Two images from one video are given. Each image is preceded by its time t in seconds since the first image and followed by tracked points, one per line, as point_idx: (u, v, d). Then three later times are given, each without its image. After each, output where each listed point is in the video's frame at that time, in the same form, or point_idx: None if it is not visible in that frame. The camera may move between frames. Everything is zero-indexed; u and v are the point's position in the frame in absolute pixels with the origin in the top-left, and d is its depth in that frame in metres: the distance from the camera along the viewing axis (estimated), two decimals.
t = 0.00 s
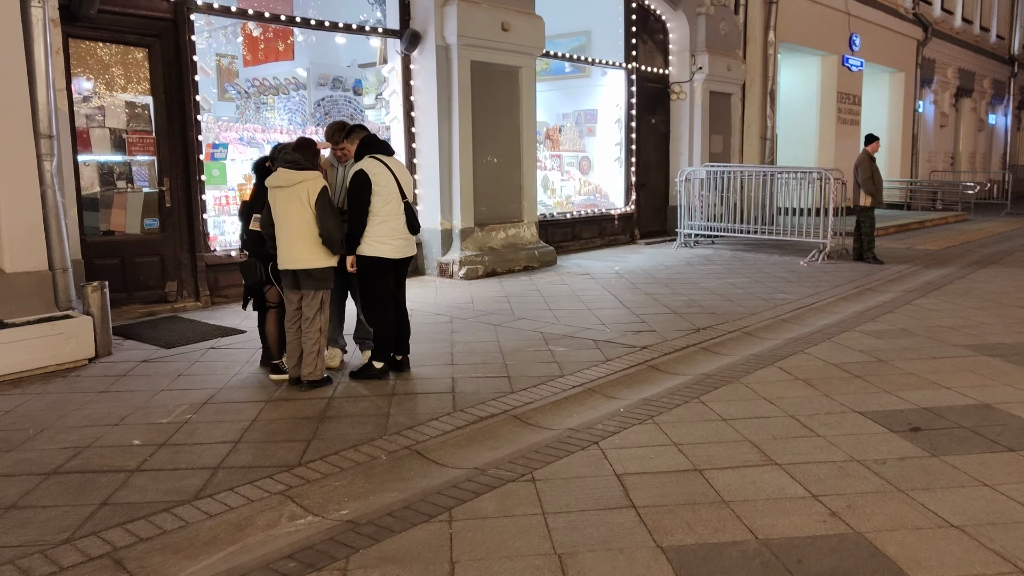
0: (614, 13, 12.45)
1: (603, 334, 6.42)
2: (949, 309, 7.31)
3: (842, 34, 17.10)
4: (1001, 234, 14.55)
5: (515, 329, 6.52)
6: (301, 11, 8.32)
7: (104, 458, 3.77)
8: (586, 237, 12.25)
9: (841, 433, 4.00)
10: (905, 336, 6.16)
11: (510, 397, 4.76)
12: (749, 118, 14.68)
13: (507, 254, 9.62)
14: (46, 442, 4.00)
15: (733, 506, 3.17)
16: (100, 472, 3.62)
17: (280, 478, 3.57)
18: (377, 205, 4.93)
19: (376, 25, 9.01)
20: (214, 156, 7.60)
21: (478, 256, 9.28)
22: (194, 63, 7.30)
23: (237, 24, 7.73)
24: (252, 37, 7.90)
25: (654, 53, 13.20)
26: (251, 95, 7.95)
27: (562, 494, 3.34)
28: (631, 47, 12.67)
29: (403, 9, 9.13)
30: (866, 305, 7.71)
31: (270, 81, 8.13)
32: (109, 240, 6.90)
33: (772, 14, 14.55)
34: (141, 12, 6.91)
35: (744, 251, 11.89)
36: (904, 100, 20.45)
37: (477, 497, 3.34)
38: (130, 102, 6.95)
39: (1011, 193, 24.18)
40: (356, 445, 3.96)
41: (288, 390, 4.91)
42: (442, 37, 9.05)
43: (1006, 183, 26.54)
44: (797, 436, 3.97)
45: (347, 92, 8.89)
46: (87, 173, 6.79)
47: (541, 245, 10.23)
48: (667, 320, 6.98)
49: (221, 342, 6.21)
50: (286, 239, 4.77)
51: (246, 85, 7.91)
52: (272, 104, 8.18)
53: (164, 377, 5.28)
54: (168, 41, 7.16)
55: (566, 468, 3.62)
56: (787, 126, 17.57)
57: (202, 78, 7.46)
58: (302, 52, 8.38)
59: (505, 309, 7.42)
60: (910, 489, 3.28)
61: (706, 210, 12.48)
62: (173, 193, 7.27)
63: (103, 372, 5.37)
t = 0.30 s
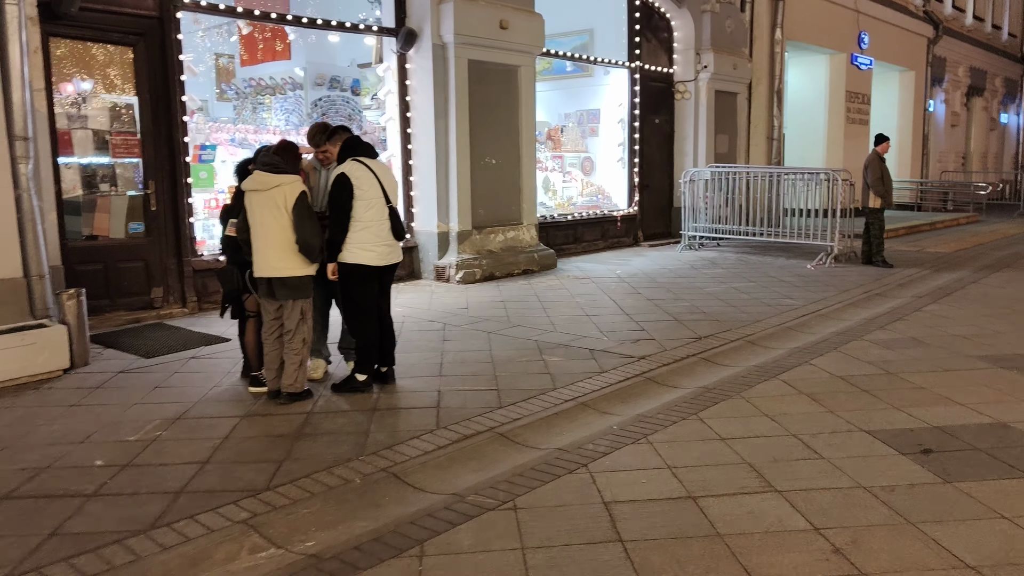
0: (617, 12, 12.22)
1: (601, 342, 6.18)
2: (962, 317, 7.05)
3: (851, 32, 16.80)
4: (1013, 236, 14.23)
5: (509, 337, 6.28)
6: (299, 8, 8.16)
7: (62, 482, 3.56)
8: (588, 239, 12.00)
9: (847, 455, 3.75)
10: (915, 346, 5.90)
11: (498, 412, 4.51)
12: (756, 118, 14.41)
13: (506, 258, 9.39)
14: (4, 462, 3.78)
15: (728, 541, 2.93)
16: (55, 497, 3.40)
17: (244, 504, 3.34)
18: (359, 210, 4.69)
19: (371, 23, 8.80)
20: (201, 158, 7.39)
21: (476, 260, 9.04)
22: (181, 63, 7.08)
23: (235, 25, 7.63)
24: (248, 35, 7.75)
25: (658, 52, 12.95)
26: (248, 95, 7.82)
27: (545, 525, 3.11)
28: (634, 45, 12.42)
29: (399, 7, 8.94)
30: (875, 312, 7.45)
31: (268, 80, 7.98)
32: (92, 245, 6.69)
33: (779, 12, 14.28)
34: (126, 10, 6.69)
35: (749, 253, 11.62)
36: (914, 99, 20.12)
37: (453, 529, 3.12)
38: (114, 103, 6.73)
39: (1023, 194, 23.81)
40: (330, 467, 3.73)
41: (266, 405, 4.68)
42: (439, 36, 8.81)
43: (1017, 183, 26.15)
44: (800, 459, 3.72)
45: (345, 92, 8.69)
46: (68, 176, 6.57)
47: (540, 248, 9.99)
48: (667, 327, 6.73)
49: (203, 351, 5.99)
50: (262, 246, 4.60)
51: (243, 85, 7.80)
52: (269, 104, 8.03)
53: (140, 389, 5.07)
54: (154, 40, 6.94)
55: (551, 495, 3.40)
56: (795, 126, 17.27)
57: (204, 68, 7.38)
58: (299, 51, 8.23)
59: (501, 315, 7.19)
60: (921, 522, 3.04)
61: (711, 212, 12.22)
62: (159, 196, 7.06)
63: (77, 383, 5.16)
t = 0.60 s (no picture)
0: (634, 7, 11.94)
1: (609, 347, 5.93)
2: (990, 322, 6.71)
3: (875, 27, 16.38)
4: None
5: (514, 341, 6.05)
6: (310, 5, 8.02)
7: (28, 496, 3.38)
8: (603, 240, 11.75)
9: (864, 474, 3.49)
10: (940, 353, 5.60)
11: (495, 423, 4.27)
12: (777, 115, 14.06)
13: (516, 259, 9.15)
14: None
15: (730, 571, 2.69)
16: (18, 514, 3.22)
17: (214, 523, 3.14)
18: (350, 210, 4.49)
19: (377, 17, 8.55)
20: (202, 157, 7.24)
21: (486, 261, 8.81)
22: (180, 59, 6.93)
23: (246, 17, 7.58)
24: (258, 30, 7.69)
25: (675, 47, 12.65)
26: (257, 93, 7.73)
27: (533, 550, 2.88)
28: (651, 41, 12.13)
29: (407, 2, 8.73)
30: (898, 316, 7.13)
31: (276, 79, 7.87)
32: (89, 245, 6.55)
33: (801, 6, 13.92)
34: (123, 5, 6.56)
35: (769, 254, 11.30)
36: (941, 96, 19.62)
37: (433, 554, 2.90)
38: (112, 101, 6.60)
39: None
40: (311, 482, 3.53)
41: (253, 414, 4.50)
42: (447, 31, 8.60)
43: None
44: (812, 477, 3.46)
45: (355, 90, 8.48)
46: (65, 175, 6.45)
47: (552, 249, 9.75)
48: (679, 331, 6.46)
49: (197, 355, 5.82)
50: (249, 247, 4.42)
51: (254, 84, 7.72)
52: (279, 102, 7.92)
53: (127, 395, 4.90)
54: (152, 36, 6.80)
55: (543, 516, 3.16)
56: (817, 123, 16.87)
57: (213, 66, 7.29)
58: (310, 49, 8.07)
59: (507, 318, 6.96)
60: (942, 552, 2.77)
61: (729, 212, 11.92)
62: (158, 196, 6.90)
63: (64, 389, 5.01)
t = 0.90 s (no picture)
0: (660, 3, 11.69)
1: (623, 355, 5.70)
2: None
3: (914, 22, 15.88)
4: None
5: (524, 349, 5.84)
6: (331, 4, 7.93)
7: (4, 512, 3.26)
8: (626, 241, 11.50)
9: (885, 503, 3.23)
10: (975, 367, 5.28)
11: (495, 438, 4.07)
12: (809, 114, 13.67)
13: (535, 261, 8.96)
14: None
15: None
16: None
17: (188, 545, 2.99)
18: (348, 214, 4.35)
19: (394, 15, 8.41)
20: (214, 158, 7.13)
21: (503, 264, 8.62)
22: (191, 58, 6.83)
23: (270, 16, 7.52)
24: (283, 29, 7.63)
25: (703, 44, 12.35)
26: (279, 93, 7.68)
27: None
28: (678, 38, 11.84)
29: None
30: (931, 325, 6.80)
31: (299, 78, 7.80)
32: (98, 247, 6.48)
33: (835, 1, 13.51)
34: (133, 4, 6.46)
35: (798, 257, 10.95)
36: (983, 93, 18.99)
37: None
38: (122, 100, 6.51)
39: None
40: (295, 502, 3.36)
41: (247, 424, 4.36)
42: (465, 29, 8.42)
43: None
44: (829, 506, 3.22)
45: (377, 89, 8.37)
46: (75, 176, 6.38)
47: (573, 251, 9.55)
48: (698, 339, 6.21)
49: (201, 360, 5.71)
50: (245, 251, 4.28)
51: (276, 83, 7.65)
52: (300, 102, 7.85)
53: (125, 401, 4.79)
54: (163, 35, 6.70)
55: (534, 546, 2.96)
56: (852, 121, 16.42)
57: (237, 65, 7.32)
58: (331, 49, 7.98)
59: (521, 323, 6.76)
60: None
61: (757, 213, 11.59)
62: (168, 197, 6.81)
63: (63, 394, 4.91)
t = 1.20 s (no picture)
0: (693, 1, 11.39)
1: (645, 365, 5.48)
2: None
3: (959, 20, 15.37)
4: None
5: (542, 357, 5.65)
6: (359, 3, 7.86)
7: None
8: (656, 244, 11.25)
9: (919, 532, 2.99)
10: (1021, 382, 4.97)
11: (504, 452, 3.89)
12: (848, 114, 13.28)
13: (560, 265, 8.76)
14: None
15: None
16: None
17: (175, 563, 2.86)
18: (356, 216, 4.22)
19: (417, 14, 8.26)
20: (232, 158, 7.08)
21: (527, 267, 8.44)
22: (210, 58, 6.75)
23: (297, 17, 7.48)
24: (312, 29, 7.60)
25: (737, 43, 12.04)
26: (308, 94, 7.64)
27: None
28: (710, 36, 11.56)
29: None
30: (973, 335, 6.47)
31: (327, 79, 7.75)
32: (115, 248, 6.43)
33: None
34: (153, 3, 6.40)
35: (834, 262, 10.60)
36: None
37: None
38: (139, 100, 6.47)
39: None
40: (290, 518, 3.21)
41: (252, 432, 4.23)
42: (490, 27, 8.25)
43: None
44: (857, 535, 2.98)
45: (403, 89, 8.28)
46: (92, 176, 6.33)
47: (599, 254, 9.34)
48: (725, 348, 5.96)
49: (213, 363, 5.61)
50: (250, 254, 4.15)
51: (304, 84, 7.62)
52: (327, 103, 7.80)
53: (132, 406, 4.70)
54: (183, 35, 6.63)
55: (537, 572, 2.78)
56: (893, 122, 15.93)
57: (268, 66, 7.34)
58: (358, 48, 7.89)
59: (542, 329, 6.56)
60: None
61: (791, 217, 11.25)
62: (187, 198, 6.75)
63: (71, 398, 4.84)
